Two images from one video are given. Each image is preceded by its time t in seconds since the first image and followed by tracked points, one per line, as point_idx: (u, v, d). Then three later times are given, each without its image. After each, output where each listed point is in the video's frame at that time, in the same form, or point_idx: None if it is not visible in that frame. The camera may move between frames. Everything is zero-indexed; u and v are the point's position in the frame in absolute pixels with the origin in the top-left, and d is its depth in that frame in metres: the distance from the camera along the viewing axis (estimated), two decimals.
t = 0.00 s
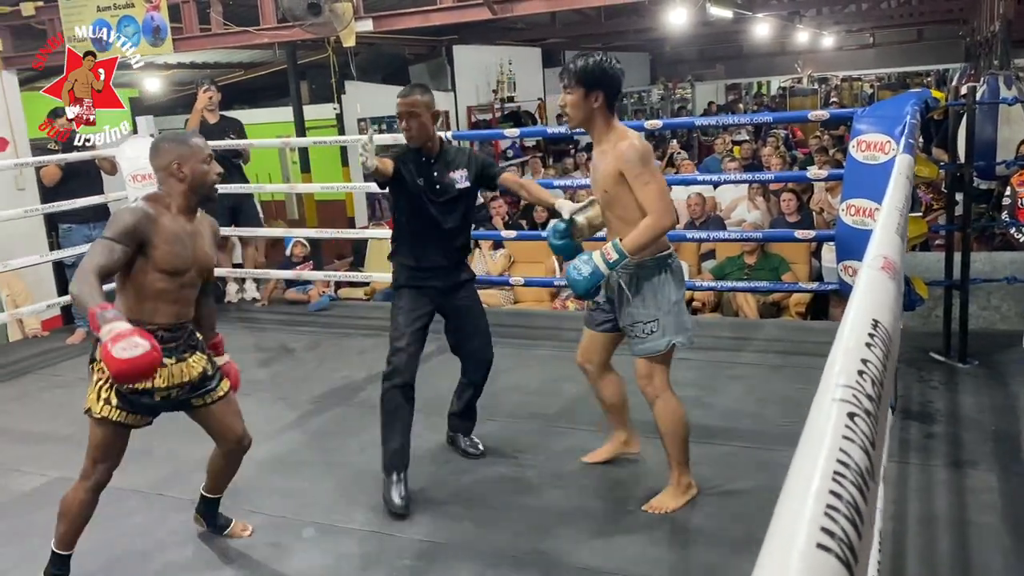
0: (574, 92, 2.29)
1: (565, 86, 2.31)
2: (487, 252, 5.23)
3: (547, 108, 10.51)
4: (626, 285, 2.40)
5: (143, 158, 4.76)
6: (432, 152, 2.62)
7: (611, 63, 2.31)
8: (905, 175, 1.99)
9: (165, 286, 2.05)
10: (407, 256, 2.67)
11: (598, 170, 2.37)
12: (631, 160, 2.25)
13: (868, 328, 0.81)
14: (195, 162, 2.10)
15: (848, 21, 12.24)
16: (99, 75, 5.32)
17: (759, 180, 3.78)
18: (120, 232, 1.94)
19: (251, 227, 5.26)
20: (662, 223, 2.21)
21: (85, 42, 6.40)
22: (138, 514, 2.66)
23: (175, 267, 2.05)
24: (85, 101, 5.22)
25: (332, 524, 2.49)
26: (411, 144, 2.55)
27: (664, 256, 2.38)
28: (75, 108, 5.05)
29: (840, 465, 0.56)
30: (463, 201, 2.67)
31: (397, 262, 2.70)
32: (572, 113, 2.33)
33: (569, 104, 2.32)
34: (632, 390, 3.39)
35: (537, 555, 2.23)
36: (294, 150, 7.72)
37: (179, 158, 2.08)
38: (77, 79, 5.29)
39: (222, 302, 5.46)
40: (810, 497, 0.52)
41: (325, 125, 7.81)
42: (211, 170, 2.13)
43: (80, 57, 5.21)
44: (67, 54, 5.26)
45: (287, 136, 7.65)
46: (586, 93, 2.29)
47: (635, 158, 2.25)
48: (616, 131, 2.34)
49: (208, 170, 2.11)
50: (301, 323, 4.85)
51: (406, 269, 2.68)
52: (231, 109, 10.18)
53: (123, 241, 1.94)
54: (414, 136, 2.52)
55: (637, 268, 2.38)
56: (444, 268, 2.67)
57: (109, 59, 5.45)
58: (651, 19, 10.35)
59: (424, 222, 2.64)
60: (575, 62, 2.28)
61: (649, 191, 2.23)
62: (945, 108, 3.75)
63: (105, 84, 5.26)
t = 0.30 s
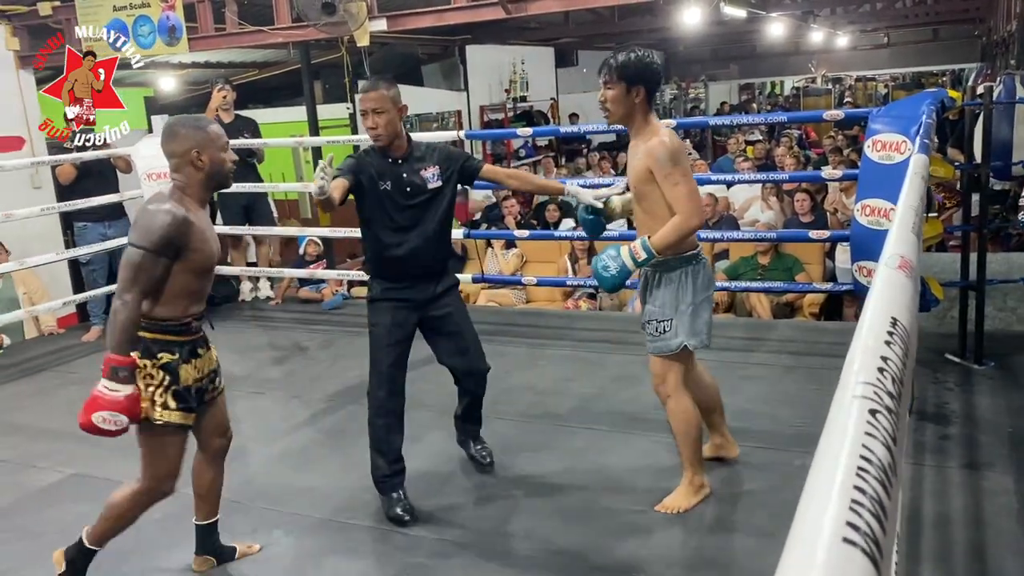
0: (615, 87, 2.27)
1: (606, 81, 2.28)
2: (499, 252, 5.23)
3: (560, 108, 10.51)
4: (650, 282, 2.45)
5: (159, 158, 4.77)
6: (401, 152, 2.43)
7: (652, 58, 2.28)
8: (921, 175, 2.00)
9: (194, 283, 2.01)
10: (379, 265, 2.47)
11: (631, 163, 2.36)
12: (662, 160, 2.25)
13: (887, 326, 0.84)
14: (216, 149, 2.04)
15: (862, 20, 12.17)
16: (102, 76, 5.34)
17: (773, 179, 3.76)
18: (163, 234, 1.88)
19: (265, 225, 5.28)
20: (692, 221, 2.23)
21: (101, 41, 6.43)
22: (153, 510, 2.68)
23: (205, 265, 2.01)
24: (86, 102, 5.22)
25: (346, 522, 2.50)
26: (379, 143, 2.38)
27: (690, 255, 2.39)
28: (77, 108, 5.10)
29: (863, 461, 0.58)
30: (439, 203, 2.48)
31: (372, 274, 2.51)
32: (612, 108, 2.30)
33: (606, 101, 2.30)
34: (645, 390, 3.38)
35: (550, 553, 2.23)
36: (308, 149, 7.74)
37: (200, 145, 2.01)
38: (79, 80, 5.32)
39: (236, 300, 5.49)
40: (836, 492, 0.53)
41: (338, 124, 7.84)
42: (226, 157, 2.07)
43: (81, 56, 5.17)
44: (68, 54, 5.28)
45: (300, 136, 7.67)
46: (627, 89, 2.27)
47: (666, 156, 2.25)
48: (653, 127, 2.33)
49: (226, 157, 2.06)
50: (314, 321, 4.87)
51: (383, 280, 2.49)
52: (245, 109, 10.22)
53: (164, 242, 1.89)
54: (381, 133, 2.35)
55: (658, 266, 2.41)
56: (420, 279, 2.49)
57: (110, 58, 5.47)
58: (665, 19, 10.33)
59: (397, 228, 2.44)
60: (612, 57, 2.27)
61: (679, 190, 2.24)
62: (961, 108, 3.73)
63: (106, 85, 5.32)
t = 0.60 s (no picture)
0: (644, 82, 2.25)
1: (634, 75, 2.27)
2: (509, 251, 5.22)
3: (570, 108, 10.51)
4: (669, 276, 2.44)
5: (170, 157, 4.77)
6: (408, 152, 2.41)
7: (681, 54, 2.26)
8: (936, 174, 1.98)
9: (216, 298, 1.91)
10: (388, 267, 2.43)
11: (653, 154, 2.36)
12: (683, 153, 2.24)
13: (903, 328, 0.83)
14: (227, 154, 1.91)
15: (874, 19, 12.10)
16: (103, 76, 5.55)
17: (785, 179, 3.74)
18: (186, 257, 1.77)
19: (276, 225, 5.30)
20: (707, 214, 2.24)
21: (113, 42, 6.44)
22: (163, 508, 2.69)
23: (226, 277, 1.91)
24: (86, 101, 5.43)
25: (356, 521, 2.50)
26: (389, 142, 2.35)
27: (710, 248, 2.38)
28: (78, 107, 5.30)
29: (880, 465, 0.57)
30: (445, 203, 2.46)
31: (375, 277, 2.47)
32: (639, 101, 2.29)
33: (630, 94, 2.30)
34: (655, 390, 3.37)
35: (558, 554, 2.23)
36: (318, 148, 7.76)
37: (212, 152, 1.89)
38: (79, 80, 5.53)
39: (247, 299, 5.50)
40: (852, 498, 0.53)
41: (349, 123, 7.86)
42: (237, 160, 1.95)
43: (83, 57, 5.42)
44: (69, 54, 5.48)
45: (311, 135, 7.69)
46: (656, 83, 2.25)
47: (686, 149, 2.24)
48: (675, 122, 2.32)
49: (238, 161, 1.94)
50: (324, 320, 4.88)
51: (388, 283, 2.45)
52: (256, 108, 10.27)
53: (187, 261, 1.78)
54: (389, 132, 2.33)
55: (677, 259, 2.40)
56: (428, 279, 2.45)
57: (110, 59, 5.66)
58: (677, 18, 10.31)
59: (403, 230, 2.41)
60: (636, 51, 2.26)
61: (697, 183, 2.24)
62: (975, 107, 3.70)
63: (107, 85, 5.51)
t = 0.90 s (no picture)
0: (657, 90, 2.25)
1: (645, 84, 2.27)
2: (522, 251, 5.22)
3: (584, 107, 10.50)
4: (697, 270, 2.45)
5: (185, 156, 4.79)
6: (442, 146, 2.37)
7: (691, 57, 2.25)
8: (954, 175, 1.97)
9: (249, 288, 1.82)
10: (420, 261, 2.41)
11: (677, 159, 2.36)
12: (710, 155, 2.24)
13: (923, 329, 0.83)
14: (232, 138, 1.81)
15: (891, 19, 12.03)
16: (101, 75, 5.39)
17: (800, 179, 3.72)
18: (239, 247, 1.68)
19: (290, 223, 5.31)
20: (738, 213, 2.23)
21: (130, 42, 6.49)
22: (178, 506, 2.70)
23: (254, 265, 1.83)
24: (87, 101, 5.39)
25: (369, 519, 2.51)
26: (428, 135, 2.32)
27: (738, 246, 2.38)
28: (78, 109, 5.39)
29: (902, 468, 0.57)
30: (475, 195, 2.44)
31: (412, 276, 2.43)
32: (655, 109, 2.30)
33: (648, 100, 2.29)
34: (668, 390, 3.36)
35: (572, 553, 2.23)
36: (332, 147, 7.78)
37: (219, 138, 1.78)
38: (79, 79, 5.43)
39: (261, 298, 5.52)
40: (874, 501, 0.53)
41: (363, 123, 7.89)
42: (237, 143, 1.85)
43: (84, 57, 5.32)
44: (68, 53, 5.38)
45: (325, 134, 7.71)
46: (669, 90, 2.25)
47: (712, 151, 2.24)
48: (695, 124, 2.32)
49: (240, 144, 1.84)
50: (338, 318, 4.90)
51: (427, 281, 2.42)
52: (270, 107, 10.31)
53: (242, 252, 1.69)
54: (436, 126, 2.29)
55: (704, 255, 2.40)
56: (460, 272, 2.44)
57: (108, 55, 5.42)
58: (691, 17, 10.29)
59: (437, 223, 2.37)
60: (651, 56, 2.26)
61: (728, 183, 2.24)
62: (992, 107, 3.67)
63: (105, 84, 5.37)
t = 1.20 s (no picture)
0: (665, 89, 2.26)
1: (656, 81, 2.27)
2: (540, 250, 5.22)
3: (602, 106, 10.49)
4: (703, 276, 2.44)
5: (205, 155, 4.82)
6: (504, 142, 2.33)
7: (703, 54, 2.25)
8: (976, 175, 1.95)
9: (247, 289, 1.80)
10: (482, 261, 2.34)
11: (689, 159, 2.35)
12: (715, 157, 2.23)
13: (945, 330, 0.82)
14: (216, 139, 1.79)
15: (913, 18, 11.94)
16: (102, 76, 5.77)
17: (821, 179, 3.69)
18: (268, 243, 1.70)
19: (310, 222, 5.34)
20: (732, 219, 2.20)
21: (152, 41, 6.55)
22: (199, 501, 2.72)
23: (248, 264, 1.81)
24: (87, 101, 5.72)
25: (386, 517, 2.52)
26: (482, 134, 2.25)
27: (748, 249, 2.36)
28: (79, 109, 5.70)
29: (922, 469, 0.56)
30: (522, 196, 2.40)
31: (467, 277, 2.36)
32: (665, 108, 2.29)
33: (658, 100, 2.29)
34: (688, 391, 3.35)
35: (589, 553, 2.23)
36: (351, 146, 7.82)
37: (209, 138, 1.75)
38: (79, 80, 5.75)
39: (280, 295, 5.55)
40: (894, 502, 0.52)
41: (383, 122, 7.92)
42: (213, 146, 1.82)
43: (83, 58, 5.71)
44: (69, 54, 5.71)
45: (344, 133, 7.74)
46: (677, 89, 2.25)
47: (717, 154, 2.22)
48: (708, 124, 2.30)
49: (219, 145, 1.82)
50: (357, 317, 4.91)
51: (484, 280, 2.35)
52: (290, 107, 10.38)
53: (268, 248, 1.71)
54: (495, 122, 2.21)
55: (708, 259, 2.39)
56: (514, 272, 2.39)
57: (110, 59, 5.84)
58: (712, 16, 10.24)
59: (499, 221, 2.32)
60: (662, 54, 2.24)
61: (727, 187, 2.21)
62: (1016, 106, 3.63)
63: (105, 85, 5.75)
